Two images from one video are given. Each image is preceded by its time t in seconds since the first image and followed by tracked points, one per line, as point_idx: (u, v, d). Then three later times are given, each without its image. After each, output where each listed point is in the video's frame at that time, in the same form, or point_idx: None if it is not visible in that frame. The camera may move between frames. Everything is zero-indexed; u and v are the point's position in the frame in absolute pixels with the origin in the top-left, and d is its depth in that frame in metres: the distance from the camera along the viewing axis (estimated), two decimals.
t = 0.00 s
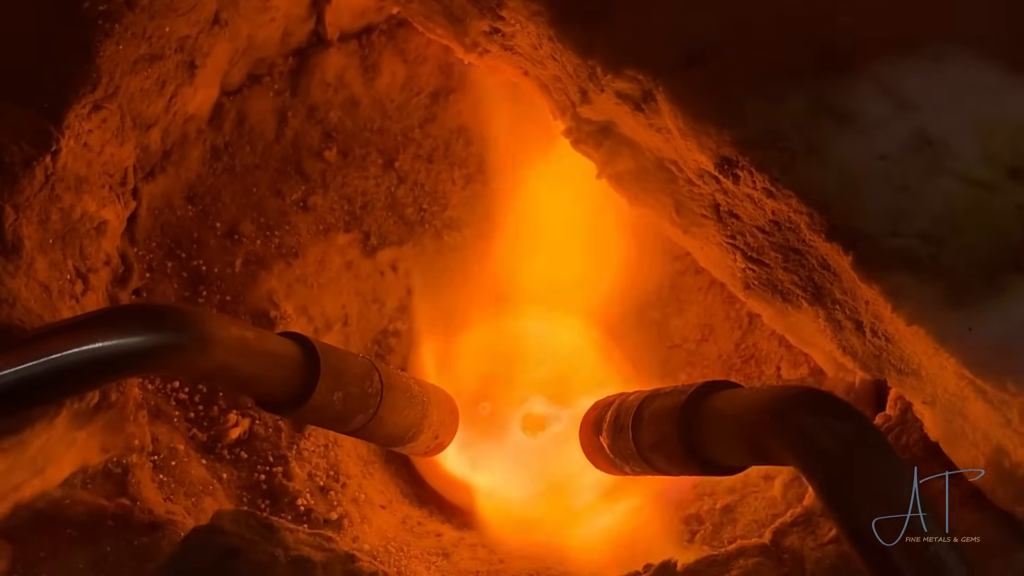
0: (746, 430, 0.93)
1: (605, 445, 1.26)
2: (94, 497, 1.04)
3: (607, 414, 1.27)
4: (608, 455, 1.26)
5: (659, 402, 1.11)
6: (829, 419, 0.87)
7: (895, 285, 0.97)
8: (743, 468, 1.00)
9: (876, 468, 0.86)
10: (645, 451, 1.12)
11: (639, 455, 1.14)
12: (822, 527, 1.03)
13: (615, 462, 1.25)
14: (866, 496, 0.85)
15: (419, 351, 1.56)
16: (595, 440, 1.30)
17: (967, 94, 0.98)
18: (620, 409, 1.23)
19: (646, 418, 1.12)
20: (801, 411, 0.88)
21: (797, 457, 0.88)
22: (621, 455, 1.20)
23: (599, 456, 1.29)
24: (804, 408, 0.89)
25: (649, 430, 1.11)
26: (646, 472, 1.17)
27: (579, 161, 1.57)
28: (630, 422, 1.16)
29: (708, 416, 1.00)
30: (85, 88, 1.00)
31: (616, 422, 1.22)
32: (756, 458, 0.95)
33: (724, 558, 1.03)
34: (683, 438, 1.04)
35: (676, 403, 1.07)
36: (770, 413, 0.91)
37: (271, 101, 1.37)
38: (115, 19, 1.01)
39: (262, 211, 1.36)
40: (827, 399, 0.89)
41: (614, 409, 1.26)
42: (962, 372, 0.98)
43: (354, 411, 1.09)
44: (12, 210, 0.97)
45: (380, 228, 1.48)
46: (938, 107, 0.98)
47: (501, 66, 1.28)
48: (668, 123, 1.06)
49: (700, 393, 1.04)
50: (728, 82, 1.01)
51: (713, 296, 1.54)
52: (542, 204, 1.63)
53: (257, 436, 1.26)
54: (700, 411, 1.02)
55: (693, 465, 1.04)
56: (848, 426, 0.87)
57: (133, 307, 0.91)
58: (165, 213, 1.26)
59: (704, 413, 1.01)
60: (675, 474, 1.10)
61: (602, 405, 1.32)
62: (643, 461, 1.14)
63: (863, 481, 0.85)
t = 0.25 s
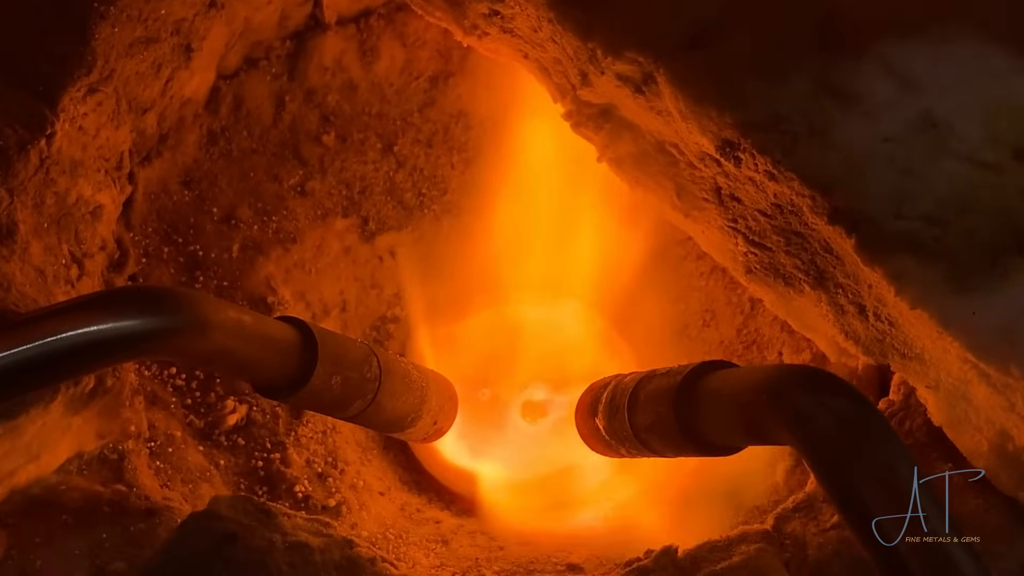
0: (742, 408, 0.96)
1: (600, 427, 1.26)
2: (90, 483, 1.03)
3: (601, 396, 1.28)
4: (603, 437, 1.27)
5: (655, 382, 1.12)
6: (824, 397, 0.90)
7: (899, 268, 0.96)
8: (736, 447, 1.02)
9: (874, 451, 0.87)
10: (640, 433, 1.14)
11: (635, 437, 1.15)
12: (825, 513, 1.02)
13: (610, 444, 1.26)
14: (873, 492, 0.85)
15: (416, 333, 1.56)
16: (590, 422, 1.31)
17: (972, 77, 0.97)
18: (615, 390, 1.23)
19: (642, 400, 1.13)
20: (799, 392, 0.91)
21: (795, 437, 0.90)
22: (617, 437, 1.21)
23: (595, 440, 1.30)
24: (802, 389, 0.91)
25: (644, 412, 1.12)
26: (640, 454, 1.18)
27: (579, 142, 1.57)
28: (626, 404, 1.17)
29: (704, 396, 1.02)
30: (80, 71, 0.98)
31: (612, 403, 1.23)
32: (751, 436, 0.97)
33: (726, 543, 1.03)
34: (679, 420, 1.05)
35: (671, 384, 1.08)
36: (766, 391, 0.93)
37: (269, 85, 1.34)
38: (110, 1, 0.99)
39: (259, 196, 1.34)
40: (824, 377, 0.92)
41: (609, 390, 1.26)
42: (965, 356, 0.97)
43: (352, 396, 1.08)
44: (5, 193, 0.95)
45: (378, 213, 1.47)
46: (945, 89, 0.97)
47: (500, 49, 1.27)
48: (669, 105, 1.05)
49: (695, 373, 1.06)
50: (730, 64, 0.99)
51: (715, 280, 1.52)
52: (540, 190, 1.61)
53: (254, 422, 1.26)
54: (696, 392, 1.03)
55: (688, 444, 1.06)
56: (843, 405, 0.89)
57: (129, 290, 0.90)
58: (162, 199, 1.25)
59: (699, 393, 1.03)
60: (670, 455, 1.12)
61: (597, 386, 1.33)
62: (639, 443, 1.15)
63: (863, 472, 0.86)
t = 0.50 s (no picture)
0: (738, 388, 0.94)
1: (599, 408, 1.27)
2: (87, 463, 1.02)
3: (600, 377, 1.28)
4: (602, 419, 1.27)
5: (652, 363, 1.11)
6: (824, 375, 0.88)
7: (902, 243, 0.95)
8: (736, 428, 1.00)
9: (874, 429, 0.84)
10: (639, 414, 1.13)
11: (634, 419, 1.15)
12: (828, 492, 1.01)
13: (608, 425, 1.26)
14: (875, 475, 0.83)
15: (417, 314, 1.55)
16: (589, 405, 1.31)
17: (978, 52, 0.96)
18: (613, 371, 1.23)
19: (640, 380, 1.13)
20: (796, 368, 0.89)
21: (794, 417, 0.88)
22: (615, 419, 1.21)
23: (595, 422, 1.30)
24: (801, 366, 0.89)
25: (642, 393, 1.12)
26: (639, 434, 1.18)
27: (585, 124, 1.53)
28: (623, 385, 1.17)
29: (701, 376, 1.00)
30: (75, 49, 0.96)
31: (610, 384, 1.22)
32: (749, 416, 0.95)
33: (727, 523, 1.02)
34: (677, 400, 1.04)
35: (669, 363, 1.07)
36: (763, 370, 0.91)
37: (267, 65, 1.33)
38: None
39: (256, 176, 1.34)
40: (822, 354, 0.90)
41: (608, 372, 1.26)
42: (971, 333, 0.95)
43: (351, 375, 1.08)
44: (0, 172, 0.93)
45: (377, 193, 1.46)
46: (951, 63, 0.96)
47: (500, 26, 1.26)
48: (671, 82, 1.03)
49: (692, 352, 1.04)
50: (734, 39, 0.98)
51: (716, 262, 1.51)
52: (544, 176, 1.61)
53: (252, 404, 1.25)
54: (693, 372, 1.02)
55: (686, 424, 1.04)
56: (844, 382, 0.87)
57: (125, 266, 0.89)
58: (159, 178, 1.24)
59: (697, 373, 1.01)
60: (669, 435, 1.11)
61: (595, 368, 1.33)
62: (637, 424, 1.15)
63: (864, 453, 0.83)
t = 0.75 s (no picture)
0: (741, 375, 0.92)
1: (600, 396, 1.26)
2: (81, 448, 1.01)
3: (600, 364, 1.27)
4: (603, 405, 1.26)
5: (652, 350, 1.10)
6: (824, 360, 0.86)
7: (905, 224, 0.93)
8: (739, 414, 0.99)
9: (874, 410, 0.82)
10: (640, 402, 1.12)
11: (635, 405, 1.14)
12: (831, 478, 1.00)
13: (610, 412, 1.25)
14: (876, 459, 0.81)
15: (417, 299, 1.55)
16: (590, 392, 1.30)
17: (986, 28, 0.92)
18: (614, 358, 1.22)
19: (640, 366, 1.12)
20: (793, 349, 0.88)
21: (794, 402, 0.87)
22: (617, 405, 1.20)
23: (596, 409, 1.29)
24: (799, 348, 0.88)
25: (643, 380, 1.11)
26: (642, 422, 1.17)
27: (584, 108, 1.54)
28: (624, 371, 1.16)
29: (701, 364, 0.99)
30: (68, 29, 0.93)
31: (611, 371, 1.22)
32: (752, 403, 0.94)
33: (729, 508, 1.01)
34: (677, 388, 1.03)
35: (669, 350, 1.06)
36: (763, 355, 0.90)
37: (263, 47, 1.31)
38: None
39: (252, 160, 1.32)
40: (821, 338, 0.89)
41: (609, 358, 1.25)
42: (976, 314, 0.94)
43: (349, 358, 1.08)
44: None
45: (374, 177, 1.45)
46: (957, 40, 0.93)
47: (500, 7, 1.26)
48: (672, 62, 1.01)
49: (693, 338, 1.03)
50: (734, 17, 0.96)
51: (717, 247, 1.51)
52: (545, 166, 1.60)
53: (248, 389, 1.23)
54: (693, 360, 1.01)
55: (687, 411, 1.03)
56: (844, 364, 0.86)
57: (118, 247, 0.88)
58: (153, 162, 1.22)
59: (698, 359, 1.00)
60: (669, 421, 1.10)
61: (595, 354, 1.33)
62: (640, 413, 1.14)
63: (863, 435, 0.82)
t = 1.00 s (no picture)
0: (739, 362, 0.92)
1: (597, 385, 1.26)
2: (76, 440, 1.00)
3: (598, 353, 1.28)
4: (600, 395, 1.26)
5: (651, 339, 1.10)
6: (825, 347, 0.85)
7: (905, 213, 0.92)
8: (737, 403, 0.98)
9: (874, 399, 0.81)
10: (638, 391, 1.12)
11: (633, 396, 1.14)
12: (829, 469, 1.01)
13: (606, 402, 1.25)
14: (880, 452, 0.80)
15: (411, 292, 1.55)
16: (587, 381, 1.30)
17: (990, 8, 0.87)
18: (612, 348, 1.22)
19: (639, 355, 1.11)
20: (792, 339, 0.87)
21: (795, 393, 0.85)
22: (614, 394, 1.20)
23: (594, 400, 1.29)
24: (798, 337, 0.87)
25: (640, 369, 1.10)
26: (639, 412, 1.17)
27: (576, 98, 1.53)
28: (622, 361, 1.15)
29: (700, 353, 0.98)
30: (63, 19, 0.91)
31: (608, 360, 1.22)
32: (748, 390, 0.93)
33: (728, 499, 1.01)
34: (675, 377, 1.02)
35: (668, 339, 1.05)
36: (761, 342, 0.89)
37: (258, 37, 1.27)
38: None
39: (248, 150, 1.30)
40: (819, 327, 0.88)
41: (606, 348, 1.26)
42: (976, 304, 0.94)
43: (346, 348, 1.08)
44: None
45: (371, 167, 1.44)
46: (959, 23, 0.88)
47: None
48: (670, 51, 1.00)
49: (692, 327, 1.02)
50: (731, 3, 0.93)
51: (717, 239, 1.51)
52: (540, 158, 1.59)
53: (245, 381, 1.23)
54: (692, 347, 1.00)
55: (684, 400, 1.03)
56: (844, 352, 0.85)
57: (110, 236, 0.86)
58: (148, 153, 1.20)
59: (696, 348, 0.99)
60: (667, 412, 1.09)
61: (593, 345, 1.33)
62: (637, 402, 1.14)
63: (866, 428, 0.81)
